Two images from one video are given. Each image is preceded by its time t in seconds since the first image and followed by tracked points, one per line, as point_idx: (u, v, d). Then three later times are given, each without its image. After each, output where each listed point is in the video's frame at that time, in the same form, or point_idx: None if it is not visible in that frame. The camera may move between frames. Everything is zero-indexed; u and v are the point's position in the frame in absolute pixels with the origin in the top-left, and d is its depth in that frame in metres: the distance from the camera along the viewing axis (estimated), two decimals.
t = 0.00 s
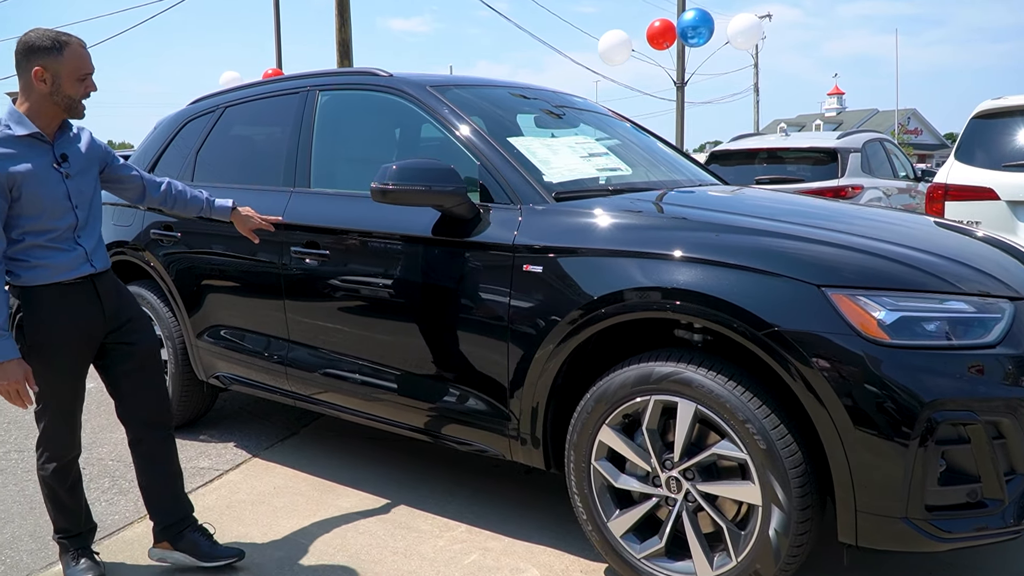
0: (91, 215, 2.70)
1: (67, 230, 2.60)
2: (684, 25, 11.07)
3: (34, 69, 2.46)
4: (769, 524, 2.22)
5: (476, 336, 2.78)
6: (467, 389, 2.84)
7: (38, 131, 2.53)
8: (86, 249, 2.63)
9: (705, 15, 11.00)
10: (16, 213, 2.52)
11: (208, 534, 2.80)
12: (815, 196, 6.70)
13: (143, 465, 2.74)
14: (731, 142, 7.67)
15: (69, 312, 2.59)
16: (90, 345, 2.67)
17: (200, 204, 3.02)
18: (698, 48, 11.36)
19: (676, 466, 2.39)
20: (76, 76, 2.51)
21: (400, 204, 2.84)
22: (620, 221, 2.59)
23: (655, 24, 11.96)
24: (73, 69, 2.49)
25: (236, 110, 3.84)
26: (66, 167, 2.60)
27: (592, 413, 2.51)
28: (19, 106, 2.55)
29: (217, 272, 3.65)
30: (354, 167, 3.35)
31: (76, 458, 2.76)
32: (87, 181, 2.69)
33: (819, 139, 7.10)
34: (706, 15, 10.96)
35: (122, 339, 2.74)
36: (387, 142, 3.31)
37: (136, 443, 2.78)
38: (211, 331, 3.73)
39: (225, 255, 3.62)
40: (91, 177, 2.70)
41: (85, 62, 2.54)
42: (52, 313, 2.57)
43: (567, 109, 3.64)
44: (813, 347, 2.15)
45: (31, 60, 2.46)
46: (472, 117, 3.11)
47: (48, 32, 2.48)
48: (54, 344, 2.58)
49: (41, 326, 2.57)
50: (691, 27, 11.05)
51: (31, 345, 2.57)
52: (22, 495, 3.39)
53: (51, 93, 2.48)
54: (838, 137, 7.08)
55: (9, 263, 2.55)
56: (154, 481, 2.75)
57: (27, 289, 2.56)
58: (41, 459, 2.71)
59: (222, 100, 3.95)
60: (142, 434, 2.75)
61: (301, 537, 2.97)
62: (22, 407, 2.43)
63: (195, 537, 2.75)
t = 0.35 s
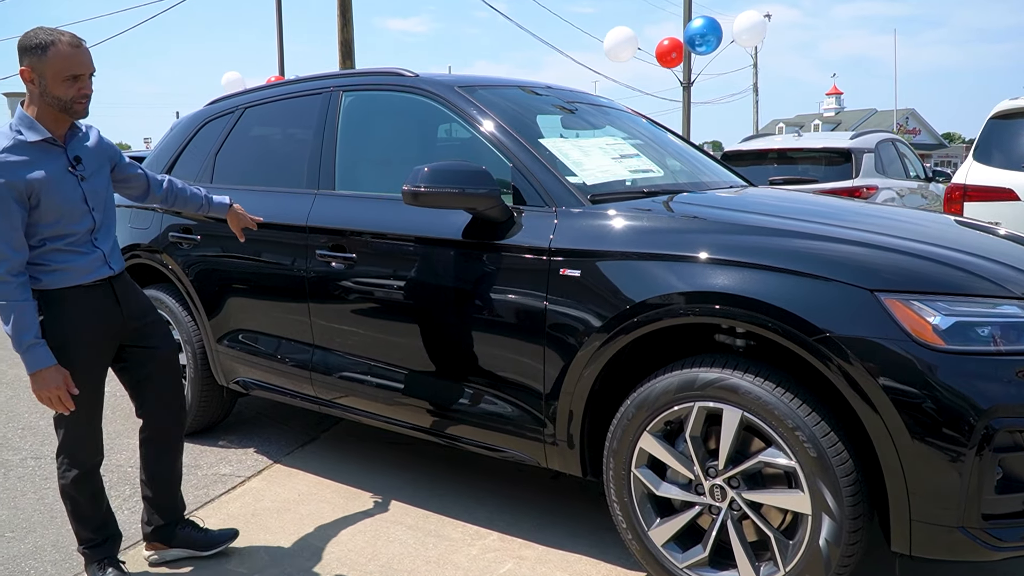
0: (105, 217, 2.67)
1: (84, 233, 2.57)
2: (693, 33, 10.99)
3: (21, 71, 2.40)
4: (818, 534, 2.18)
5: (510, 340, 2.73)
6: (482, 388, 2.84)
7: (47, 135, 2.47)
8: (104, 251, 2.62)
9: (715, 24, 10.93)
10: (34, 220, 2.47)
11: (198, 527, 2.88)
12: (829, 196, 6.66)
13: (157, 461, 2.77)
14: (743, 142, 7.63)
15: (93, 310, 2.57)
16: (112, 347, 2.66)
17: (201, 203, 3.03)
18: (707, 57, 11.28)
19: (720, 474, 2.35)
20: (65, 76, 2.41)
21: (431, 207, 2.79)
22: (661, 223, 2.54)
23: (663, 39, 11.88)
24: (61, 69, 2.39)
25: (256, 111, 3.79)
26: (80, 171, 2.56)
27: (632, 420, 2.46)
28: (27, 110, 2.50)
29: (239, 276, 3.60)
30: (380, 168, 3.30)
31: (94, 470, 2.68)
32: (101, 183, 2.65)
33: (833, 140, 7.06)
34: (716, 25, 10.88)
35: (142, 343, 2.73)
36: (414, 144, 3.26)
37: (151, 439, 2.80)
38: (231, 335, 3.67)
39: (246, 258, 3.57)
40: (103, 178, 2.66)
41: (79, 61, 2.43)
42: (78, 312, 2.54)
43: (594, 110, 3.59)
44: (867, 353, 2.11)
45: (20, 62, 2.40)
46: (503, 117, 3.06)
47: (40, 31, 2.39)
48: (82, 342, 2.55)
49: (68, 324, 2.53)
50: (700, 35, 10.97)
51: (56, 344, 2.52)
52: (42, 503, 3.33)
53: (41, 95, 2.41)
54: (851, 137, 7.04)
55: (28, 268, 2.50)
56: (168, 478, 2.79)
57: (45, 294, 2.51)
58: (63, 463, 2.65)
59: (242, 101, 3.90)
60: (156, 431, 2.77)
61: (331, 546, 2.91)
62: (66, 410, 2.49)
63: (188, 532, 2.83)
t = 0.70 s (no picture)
0: (122, 221, 2.61)
1: (101, 236, 2.51)
2: (710, 24, 10.95)
3: (42, 73, 2.35)
4: (860, 545, 2.14)
5: (537, 348, 2.68)
6: (490, 391, 2.83)
7: (67, 136, 2.41)
8: (119, 256, 2.55)
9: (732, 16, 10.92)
10: (50, 221, 2.42)
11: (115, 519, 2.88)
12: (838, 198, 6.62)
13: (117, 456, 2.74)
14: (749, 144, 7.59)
15: (112, 315, 2.53)
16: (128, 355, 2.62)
17: (213, 209, 2.98)
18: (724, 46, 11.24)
19: (756, 484, 2.30)
20: (84, 77, 2.34)
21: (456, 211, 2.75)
22: (692, 228, 2.49)
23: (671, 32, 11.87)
24: (80, 70, 2.33)
25: (270, 113, 3.74)
26: (98, 173, 2.50)
27: (664, 429, 2.41)
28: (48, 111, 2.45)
29: (252, 280, 3.54)
30: (398, 171, 3.24)
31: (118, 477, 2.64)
32: (118, 186, 2.59)
33: (840, 141, 7.02)
34: (733, 17, 10.89)
35: (151, 354, 2.69)
36: (433, 146, 3.21)
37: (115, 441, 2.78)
38: (245, 340, 3.62)
39: (259, 262, 3.51)
40: (120, 182, 2.60)
41: (99, 63, 2.36)
42: (96, 316, 2.49)
43: (614, 112, 3.54)
44: (910, 360, 2.06)
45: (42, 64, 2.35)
46: (525, 119, 3.01)
47: (62, 34, 2.34)
48: (103, 349, 2.51)
49: (88, 329, 2.48)
50: (717, 26, 10.94)
51: (76, 349, 2.47)
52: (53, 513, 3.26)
53: (60, 96, 2.35)
54: (858, 139, 7.01)
55: (42, 271, 2.44)
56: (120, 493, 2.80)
57: (57, 296, 2.46)
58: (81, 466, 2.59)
59: (255, 102, 3.85)
60: (131, 431, 2.75)
61: (352, 556, 2.85)
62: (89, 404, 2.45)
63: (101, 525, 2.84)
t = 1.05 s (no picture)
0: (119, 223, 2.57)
1: (99, 237, 2.46)
2: (716, 19, 10.90)
3: (54, 74, 2.29)
4: (899, 558, 2.07)
5: (558, 353, 2.59)
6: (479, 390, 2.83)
7: (69, 137, 2.35)
8: (117, 258, 2.51)
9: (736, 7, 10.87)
10: (50, 220, 2.37)
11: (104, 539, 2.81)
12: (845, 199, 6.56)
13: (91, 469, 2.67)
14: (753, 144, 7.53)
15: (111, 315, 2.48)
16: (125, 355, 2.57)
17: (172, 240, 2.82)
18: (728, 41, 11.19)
19: (789, 495, 2.23)
20: (97, 82, 2.30)
21: (474, 213, 2.67)
22: (722, 230, 2.41)
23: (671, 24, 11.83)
24: (94, 75, 2.28)
25: (278, 112, 3.66)
26: (98, 175, 2.45)
27: (693, 437, 2.34)
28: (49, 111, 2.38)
29: (259, 283, 3.45)
30: (411, 171, 3.16)
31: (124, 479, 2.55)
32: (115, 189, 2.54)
33: (845, 141, 6.96)
34: (737, 9, 10.82)
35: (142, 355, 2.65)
36: (447, 146, 3.13)
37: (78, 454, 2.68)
38: (251, 345, 3.53)
39: (267, 265, 3.42)
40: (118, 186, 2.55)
41: (113, 69, 2.33)
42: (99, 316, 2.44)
43: (630, 111, 3.47)
44: (955, 368, 2.00)
45: (55, 65, 2.29)
46: (544, 119, 2.93)
47: (78, 38, 2.28)
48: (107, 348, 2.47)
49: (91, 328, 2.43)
50: (722, 19, 10.88)
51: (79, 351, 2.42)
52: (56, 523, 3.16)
53: (69, 99, 2.30)
54: (864, 138, 6.95)
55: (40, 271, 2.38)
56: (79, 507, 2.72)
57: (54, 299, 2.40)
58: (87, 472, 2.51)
59: (261, 102, 3.77)
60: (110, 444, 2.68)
61: (367, 568, 2.77)
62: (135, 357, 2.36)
63: (93, 547, 2.76)
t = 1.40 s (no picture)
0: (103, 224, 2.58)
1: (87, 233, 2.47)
2: (705, 19, 10.86)
3: (40, 68, 2.34)
4: (945, 571, 2.00)
5: (583, 358, 2.51)
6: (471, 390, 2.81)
7: (60, 130, 2.40)
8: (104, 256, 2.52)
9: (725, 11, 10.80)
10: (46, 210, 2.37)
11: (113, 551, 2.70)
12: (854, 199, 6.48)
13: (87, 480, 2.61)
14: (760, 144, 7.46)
15: (101, 311, 2.48)
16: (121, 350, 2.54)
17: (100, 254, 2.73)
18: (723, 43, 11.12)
19: (828, 505, 2.16)
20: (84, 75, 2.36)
21: (494, 213, 2.58)
22: (754, 230, 2.33)
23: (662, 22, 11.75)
24: (81, 66, 2.34)
25: (286, 110, 3.57)
26: (85, 171, 2.48)
27: (725, 445, 2.26)
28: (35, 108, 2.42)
29: (267, 285, 3.36)
30: (425, 170, 3.07)
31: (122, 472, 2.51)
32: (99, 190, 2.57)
33: (852, 140, 6.89)
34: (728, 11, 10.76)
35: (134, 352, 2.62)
36: (463, 144, 3.05)
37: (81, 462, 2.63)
38: (259, 348, 3.44)
39: (275, 266, 3.32)
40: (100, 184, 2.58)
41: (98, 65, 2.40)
42: (88, 313, 2.45)
43: (648, 108, 3.39)
44: (1006, 375, 1.92)
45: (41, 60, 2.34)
46: (564, 116, 2.85)
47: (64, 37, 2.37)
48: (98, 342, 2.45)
49: (84, 326, 2.43)
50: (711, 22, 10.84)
51: (73, 347, 2.41)
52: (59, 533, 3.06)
53: (56, 91, 2.35)
54: (872, 138, 6.89)
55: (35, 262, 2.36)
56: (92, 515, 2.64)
57: (44, 298, 2.40)
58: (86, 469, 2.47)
59: (268, 99, 3.68)
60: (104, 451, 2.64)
61: None
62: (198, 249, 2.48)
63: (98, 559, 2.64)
